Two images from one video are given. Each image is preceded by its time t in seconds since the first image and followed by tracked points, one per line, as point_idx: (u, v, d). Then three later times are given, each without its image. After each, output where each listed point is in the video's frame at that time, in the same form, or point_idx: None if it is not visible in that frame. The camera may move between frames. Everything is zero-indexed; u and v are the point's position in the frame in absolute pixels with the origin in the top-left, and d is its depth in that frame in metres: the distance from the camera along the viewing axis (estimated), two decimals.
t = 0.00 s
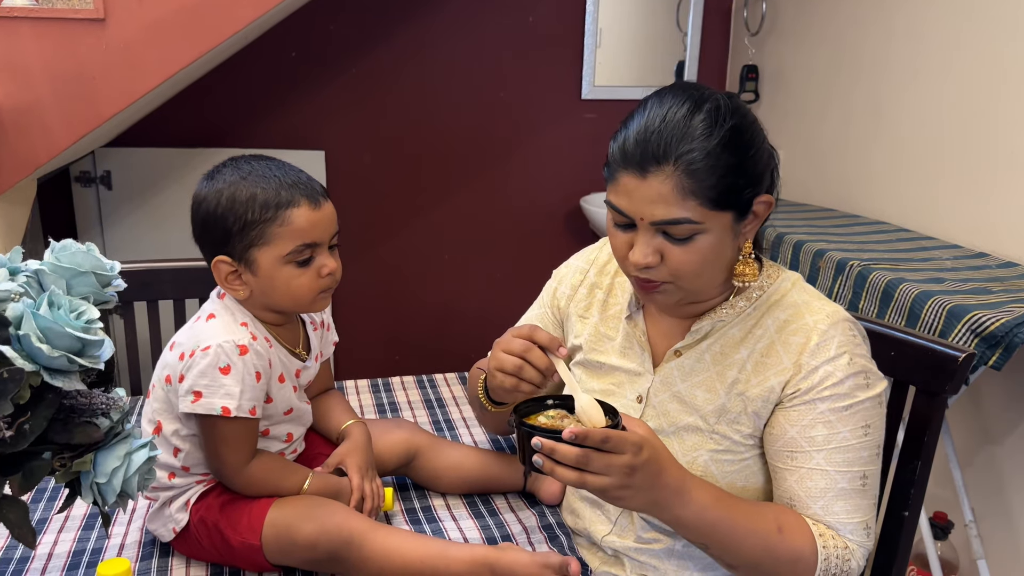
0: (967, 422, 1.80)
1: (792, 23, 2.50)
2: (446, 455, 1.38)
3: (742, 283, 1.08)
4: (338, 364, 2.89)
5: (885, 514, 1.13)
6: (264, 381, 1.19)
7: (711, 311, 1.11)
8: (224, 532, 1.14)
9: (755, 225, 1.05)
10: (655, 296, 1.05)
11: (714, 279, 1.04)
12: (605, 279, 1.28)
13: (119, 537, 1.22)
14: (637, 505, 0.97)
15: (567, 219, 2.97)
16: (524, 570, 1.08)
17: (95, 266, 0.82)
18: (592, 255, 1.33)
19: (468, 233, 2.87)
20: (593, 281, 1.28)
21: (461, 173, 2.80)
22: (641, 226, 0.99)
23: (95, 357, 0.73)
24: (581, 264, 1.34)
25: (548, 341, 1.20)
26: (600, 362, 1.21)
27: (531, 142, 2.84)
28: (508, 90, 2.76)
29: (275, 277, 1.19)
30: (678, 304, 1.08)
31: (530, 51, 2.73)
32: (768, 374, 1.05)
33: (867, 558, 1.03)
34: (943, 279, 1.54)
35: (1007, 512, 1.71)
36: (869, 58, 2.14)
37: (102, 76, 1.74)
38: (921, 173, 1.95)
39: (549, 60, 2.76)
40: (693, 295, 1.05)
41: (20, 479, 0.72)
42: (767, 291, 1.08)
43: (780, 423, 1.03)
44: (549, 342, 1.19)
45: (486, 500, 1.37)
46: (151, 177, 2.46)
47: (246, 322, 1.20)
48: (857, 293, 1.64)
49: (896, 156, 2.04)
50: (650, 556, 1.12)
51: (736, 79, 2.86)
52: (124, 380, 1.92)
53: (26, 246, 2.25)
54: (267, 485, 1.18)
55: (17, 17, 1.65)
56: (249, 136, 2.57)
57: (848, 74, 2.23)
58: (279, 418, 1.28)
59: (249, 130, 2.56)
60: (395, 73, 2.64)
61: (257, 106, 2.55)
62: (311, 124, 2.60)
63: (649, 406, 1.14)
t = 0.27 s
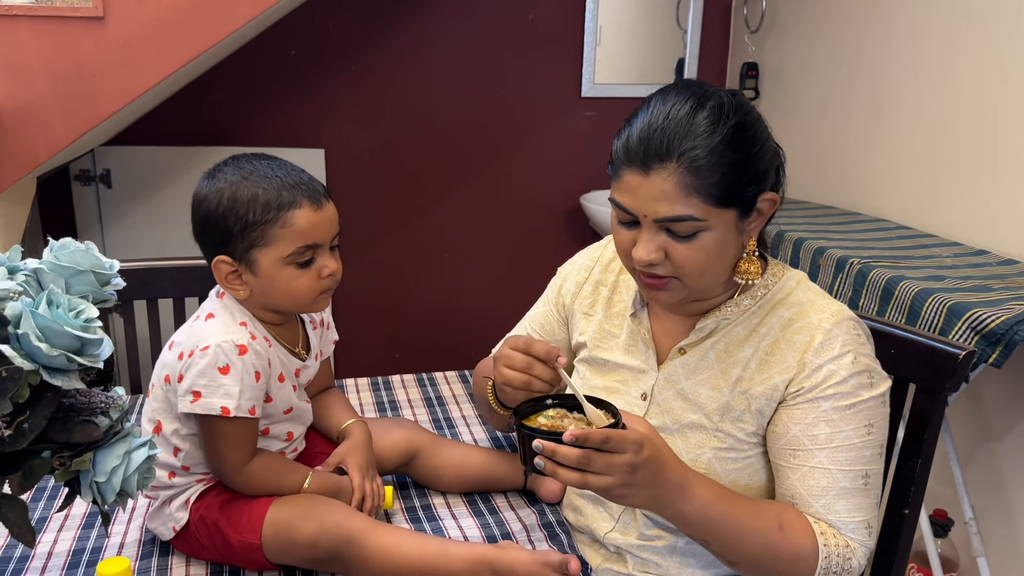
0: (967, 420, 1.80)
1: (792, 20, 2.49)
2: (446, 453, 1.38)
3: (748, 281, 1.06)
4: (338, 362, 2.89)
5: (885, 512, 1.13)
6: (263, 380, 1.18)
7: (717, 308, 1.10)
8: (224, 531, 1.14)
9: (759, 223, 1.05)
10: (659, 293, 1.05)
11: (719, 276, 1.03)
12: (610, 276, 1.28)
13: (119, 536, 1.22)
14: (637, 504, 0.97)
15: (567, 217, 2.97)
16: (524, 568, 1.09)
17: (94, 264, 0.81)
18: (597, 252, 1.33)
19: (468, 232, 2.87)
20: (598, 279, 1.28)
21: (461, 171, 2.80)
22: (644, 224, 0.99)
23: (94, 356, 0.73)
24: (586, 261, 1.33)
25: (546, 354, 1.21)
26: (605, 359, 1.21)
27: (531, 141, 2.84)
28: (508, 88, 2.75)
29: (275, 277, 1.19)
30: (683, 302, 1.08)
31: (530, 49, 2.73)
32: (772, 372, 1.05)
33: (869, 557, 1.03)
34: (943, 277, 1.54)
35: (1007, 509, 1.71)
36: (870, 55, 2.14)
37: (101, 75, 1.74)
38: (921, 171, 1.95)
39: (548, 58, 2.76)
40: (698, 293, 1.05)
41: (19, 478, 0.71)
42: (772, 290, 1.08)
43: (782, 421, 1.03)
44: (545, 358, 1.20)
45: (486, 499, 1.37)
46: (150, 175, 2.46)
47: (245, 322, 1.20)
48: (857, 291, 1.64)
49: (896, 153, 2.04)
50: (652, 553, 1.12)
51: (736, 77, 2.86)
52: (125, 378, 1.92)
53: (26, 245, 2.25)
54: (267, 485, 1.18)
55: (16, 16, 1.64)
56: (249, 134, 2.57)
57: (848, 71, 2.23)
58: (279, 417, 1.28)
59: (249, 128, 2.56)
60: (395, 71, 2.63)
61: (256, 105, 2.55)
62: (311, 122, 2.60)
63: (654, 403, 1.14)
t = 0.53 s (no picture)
0: (969, 418, 1.79)
1: (793, 18, 2.49)
2: (447, 451, 1.38)
3: (750, 277, 1.06)
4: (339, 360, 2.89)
5: (886, 509, 1.13)
6: (267, 378, 1.18)
7: (720, 306, 1.10)
8: (226, 529, 1.14)
9: (760, 220, 1.04)
10: (660, 290, 1.05)
11: (720, 271, 1.03)
12: (613, 274, 1.28)
13: (121, 534, 1.22)
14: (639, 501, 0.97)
15: (568, 215, 2.96)
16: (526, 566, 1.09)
17: (95, 263, 0.81)
18: (600, 250, 1.33)
19: (468, 229, 2.87)
20: (601, 276, 1.28)
21: (462, 169, 2.80)
22: (644, 219, 0.99)
23: (95, 355, 0.73)
24: (588, 260, 1.33)
25: (511, 377, 1.23)
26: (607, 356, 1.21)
27: (532, 138, 2.83)
28: (508, 86, 2.75)
29: (279, 276, 1.19)
30: (684, 298, 1.08)
31: (530, 46, 2.72)
32: (774, 369, 1.04)
33: (869, 554, 1.03)
34: (945, 275, 1.53)
35: (1008, 507, 1.71)
36: (871, 53, 2.13)
37: (101, 73, 1.74)
38: (923, 169, 1.95)
39: (549, 56, 2.75)
40: (699, 289, 1.04)
41: (21, 476, 0.71)
42: (774, 288, 1.08)
43: (783, 418, 1.03)
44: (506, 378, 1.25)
45: (488, 497, 1.37)
46: (151, 174, 2.45)
47: (249, 320, 1.20)
48: (859, 289, 1.64)
49: (897, 151, 2.04)
50: (656, 549, 1.12)
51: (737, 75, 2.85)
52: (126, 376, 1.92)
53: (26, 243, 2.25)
54: (270, 482, 1.19)
55: (16, 13, 1.64)
56: (249, 132, 2.56)
57: (849, 69, 2.22)
58: (283, 415, 1.28)
59: (249, 126, 2.56)
60: (395, 69, 2.63)
61: (256, 103, 2.55)
62: (311, 120, 2.60)
63: (657, 400, 1.14)
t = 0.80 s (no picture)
0: (968, 417, 1.80)
1: (794, 17, 2.48)
2: (447, 452, 1.38)
3: (742, 278, 1.05)
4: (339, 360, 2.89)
5: (886, 510, 1.13)
6: (268, 381, 1.19)
7: (716, 305, 1.11)
8: (226, 529, 1.14)
9: (754, 219, 1.04)
10: (651, 286, 1.05)
11: (710, 269, 1.02)
12: (612, 274, 1.28)
13: (122, 535, 1.22)
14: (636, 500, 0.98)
15: (568, 215, 2.97)
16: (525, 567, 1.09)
17: (95, 264, 0.81)
18: (599, 251, 1.33)
19: (468, 229, 2.87)
20: (600, 277, 1.28)
21: (462, 169, 2.80)
22: (635, 215, 0.99)
23: (95, 356, 0.73)
24: (587, 260, 1.33)
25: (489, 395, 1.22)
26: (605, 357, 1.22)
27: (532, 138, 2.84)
28: (508, 86, 2.75)
29: (279, 279, 1.19)
30: (676, 295, 1.08)
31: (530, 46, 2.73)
32: (769, 369, 1.04)
33: (864, 554, 1.03)
34: (945, 275, 1.53)
35: (1008, 507, 1.71)
36: (871, 52, 2.13)
37: (102, 73, 1.74)
38: (923, 168, 1.95)
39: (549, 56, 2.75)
40: (690, 286, 1.04)
41: (21, 477, 0.71)
42: (770, 287, 1.08)
43: (778, 417, 1.03)
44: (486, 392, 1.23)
45: (487, 497, 1.37)
46: (151, 173, 2.45)
47: (250, 322, 1.20)
48: (858, 289, 1.64)
49: (897, 151, 2.04)
50: (654, 548, 1.12)
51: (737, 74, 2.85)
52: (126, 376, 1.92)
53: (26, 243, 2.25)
54: (270, 483, 1.19)
55: (17, 14, 1.64)
56: (249, 132, 2.57)
57: (849, 69, 2.22)
58: (284, 417, 1.28)
59: (249, 126, 2.56)
60: (395, 69, 2.63)
61: (256, 103, 2.55)
62: (311, 120, 2.60)
63: (655, 400, 1.14)
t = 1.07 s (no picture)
0: (968, 417, 1.80)
1: (793, 17, 2.48)
2: (447, 451, 1.38)
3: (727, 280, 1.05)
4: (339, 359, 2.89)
5: (886, 510, 1.13)
6: (267, 382, 1.19)
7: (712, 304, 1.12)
8: (226, 530, 1.14)
9: (739, 221, 1.04)
10: (633, 280, 1.06)
11: (689, 267, 1.03)
12: (610, 275, 1.28)
13: (122, 534, 1.22)
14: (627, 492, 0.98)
15: (568, 215, 2.97)
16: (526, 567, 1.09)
17: (96, 264, 0.82)
18: (599, 250, 1.34)
19: (468, 229, 2.87)
20: (599, 276, 1.29)
21: (461, 169, 2.80)
22: (615, 206, 1.02)
23: (96, 355, 0.73)
24: (587, 258, 1.34)
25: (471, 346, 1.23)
26: (603, 356, 1.21)
27: (532, 138, 2.84)
28: (508, 86, 2.75)
29: (281, 281, 1.19)
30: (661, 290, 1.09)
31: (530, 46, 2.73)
32: (763, 369, 1.04)
33: (858, 556, 1.01)
34: (945, 275, 1.53)
35: (1008, 506, 1.71)
36: (870, 52, 2.13)
37: (102, 73, 1.74)
38: (923, 168, 1.95)
39: (549, 56, 2.75)
40: (671, 282, 1.05)
41: (22, 476, 0.71)
42: (766, 287, 1.09)
43: (771, 417, 1.03)
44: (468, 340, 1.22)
45: (487, 497, 1.37)
46: (150, 173, 2.45)
47: (250, 323, 1.20)
48: (858, 289, 1.64)
49: (896, 151, 2.04)
50: (654, 547, 1.12)
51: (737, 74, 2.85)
52: (126, 377, 1.92)
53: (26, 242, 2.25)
54: (270, 484, 1.19)
55: (17, 14, 1.64)
56: (249, 132, 2.57)
57: (848, 69, 2.22)
58: (284, 418, 1.28)
59: (249, 126, 2.56)
60: (395, 69, 2.63)
61: (256, 102, 2.55)
62: (311, 120, 2.60)
63: (654, 400, 1.15)
